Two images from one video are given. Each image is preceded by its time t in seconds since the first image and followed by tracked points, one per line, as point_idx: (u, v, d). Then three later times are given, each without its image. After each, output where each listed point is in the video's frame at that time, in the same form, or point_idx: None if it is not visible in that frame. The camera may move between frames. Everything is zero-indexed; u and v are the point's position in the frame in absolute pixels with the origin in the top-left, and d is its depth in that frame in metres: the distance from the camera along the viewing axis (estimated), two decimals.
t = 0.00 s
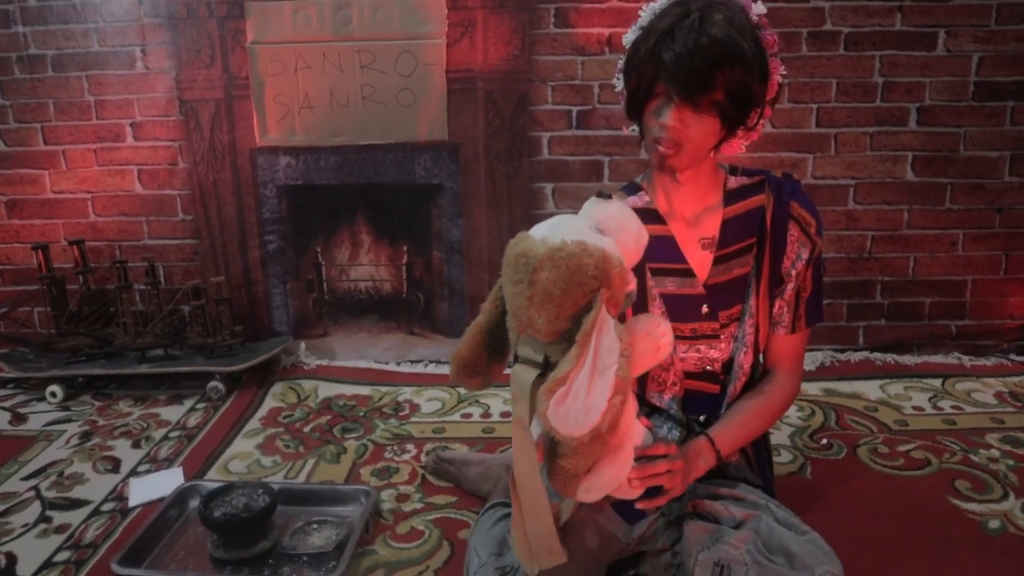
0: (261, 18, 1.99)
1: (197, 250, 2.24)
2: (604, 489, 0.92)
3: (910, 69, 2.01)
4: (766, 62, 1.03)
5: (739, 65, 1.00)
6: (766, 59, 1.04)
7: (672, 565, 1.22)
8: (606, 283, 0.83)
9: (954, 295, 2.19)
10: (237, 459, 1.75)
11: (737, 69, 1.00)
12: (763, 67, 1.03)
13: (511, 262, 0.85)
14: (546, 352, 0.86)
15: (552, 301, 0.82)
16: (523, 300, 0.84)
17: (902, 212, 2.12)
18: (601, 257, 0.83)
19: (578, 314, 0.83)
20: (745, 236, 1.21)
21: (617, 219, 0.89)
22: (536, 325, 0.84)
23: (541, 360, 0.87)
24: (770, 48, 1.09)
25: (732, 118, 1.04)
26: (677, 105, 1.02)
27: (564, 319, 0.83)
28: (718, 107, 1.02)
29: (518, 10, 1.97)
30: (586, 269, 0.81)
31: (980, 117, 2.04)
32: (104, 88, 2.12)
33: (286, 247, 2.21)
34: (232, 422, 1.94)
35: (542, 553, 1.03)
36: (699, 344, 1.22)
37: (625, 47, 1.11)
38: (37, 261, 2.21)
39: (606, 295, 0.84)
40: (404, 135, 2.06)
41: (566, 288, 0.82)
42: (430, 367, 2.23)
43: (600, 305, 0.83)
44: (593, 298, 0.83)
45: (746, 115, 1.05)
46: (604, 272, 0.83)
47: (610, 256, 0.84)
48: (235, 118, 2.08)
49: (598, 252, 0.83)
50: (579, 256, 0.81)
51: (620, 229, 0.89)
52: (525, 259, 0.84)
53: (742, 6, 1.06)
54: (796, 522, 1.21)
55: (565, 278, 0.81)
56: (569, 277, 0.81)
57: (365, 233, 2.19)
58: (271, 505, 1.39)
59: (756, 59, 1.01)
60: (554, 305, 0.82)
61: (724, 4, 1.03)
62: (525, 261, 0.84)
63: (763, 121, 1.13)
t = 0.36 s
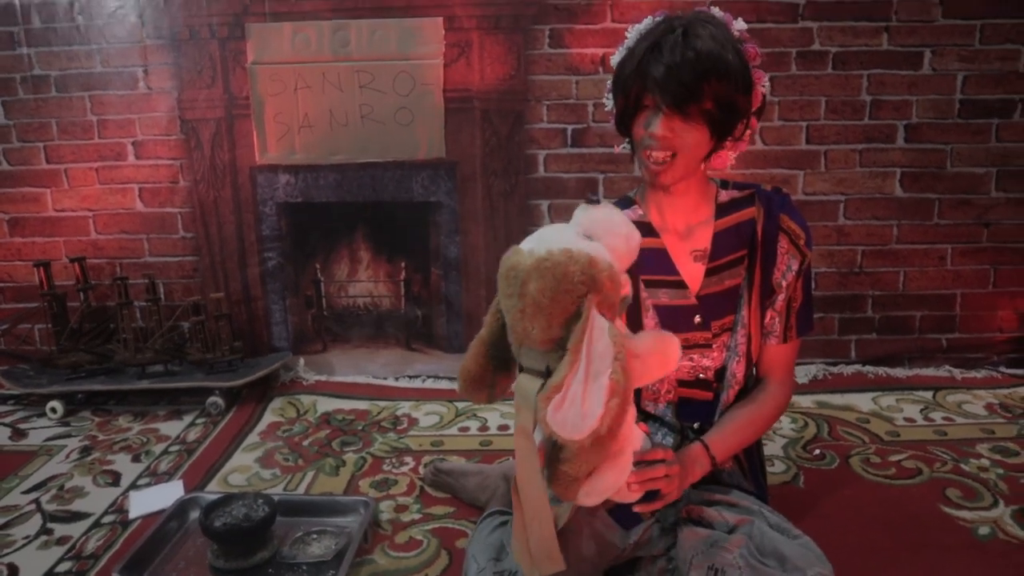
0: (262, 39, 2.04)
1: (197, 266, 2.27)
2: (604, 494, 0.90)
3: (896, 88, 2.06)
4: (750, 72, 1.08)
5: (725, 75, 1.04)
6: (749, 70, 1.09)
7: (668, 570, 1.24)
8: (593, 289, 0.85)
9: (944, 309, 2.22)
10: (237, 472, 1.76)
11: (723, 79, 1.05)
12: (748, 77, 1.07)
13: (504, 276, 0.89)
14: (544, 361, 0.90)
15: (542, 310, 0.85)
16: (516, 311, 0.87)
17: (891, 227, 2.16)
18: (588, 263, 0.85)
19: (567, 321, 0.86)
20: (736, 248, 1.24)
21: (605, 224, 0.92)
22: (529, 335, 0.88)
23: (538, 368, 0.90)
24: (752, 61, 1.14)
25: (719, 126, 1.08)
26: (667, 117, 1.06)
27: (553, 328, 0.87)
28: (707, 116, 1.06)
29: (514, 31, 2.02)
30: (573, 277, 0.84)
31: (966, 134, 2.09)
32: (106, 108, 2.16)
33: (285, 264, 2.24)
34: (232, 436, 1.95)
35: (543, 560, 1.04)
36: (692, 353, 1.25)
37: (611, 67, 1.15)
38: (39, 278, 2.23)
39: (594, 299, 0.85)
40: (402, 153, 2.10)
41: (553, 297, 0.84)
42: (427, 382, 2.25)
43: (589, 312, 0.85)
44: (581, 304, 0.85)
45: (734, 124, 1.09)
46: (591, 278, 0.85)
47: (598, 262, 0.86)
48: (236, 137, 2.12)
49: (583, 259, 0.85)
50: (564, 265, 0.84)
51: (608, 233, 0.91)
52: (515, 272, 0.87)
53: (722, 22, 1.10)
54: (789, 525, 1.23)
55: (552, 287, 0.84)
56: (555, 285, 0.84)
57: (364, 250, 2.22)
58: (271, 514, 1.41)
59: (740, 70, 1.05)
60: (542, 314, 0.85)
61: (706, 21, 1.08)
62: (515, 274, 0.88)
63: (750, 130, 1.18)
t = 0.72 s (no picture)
0: (268, 49, 2.10)
1: (204, 272, 2.31)
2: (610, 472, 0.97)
3: (890, 93, 2.10)
4: (733, 72, 1.12)
5: (710, 75, 1.08)
6: (733, 71, 1.13)
7: (666, 559, 1.27)
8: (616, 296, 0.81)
9: (940, 310, 2.25)
10: (243, 470, 1.79)
11: (707, 79, 1.09)
12: (731, 77, 1.11)
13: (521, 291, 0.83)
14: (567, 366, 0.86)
15: (567, 325, 0.82)
16: (538, 323, 0.83)
17: (886, 230, 2.19)
18: (604, 279, 0.80)
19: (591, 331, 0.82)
20: (729, 244, 1.27)
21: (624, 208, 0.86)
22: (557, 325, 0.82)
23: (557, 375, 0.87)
24: (737, 61, 1.19)
25: (706, 125, 1.12)
26: (655, 117, 1.09)
27: (579, 341, 0.83)
28: (694, 116, 1.10)
29: (514, 40, 2.07)
30: (592, 296, 0.80)
31: (958, 138, 2.13)
32: (116, 116, 2.21)
33: (290, 268, 2.27)
34: (237, 437, 1.98)
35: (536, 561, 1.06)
36: (687, 347, 1.29)
37: (601, 72, 1.19)
38: (49, 283, 2.28)
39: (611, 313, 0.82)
40: (404, 159, 2.14)
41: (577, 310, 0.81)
42: (430, 385, 2.28)
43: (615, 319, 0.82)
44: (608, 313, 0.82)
45: (720, 123, 1.13)
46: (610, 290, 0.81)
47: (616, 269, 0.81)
48: (242, 144, 2.17)
49: (598, 275, 0.80)
50: (582, 288, 0.79)
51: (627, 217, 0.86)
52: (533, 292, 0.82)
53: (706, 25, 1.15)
54: (783, 514, 1.26)
55: (573, 305, 0.80)
56: (577, 305, 0.80)
57: (368, 254, 2.25)
58: (277, 508, 1.44)
59: (724, 71, 1.10)
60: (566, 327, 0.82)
61: (690, 25, 1.12)
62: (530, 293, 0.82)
63: (736, 127, 1.21)
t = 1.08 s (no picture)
0: (273, 52, 2.14)
1: (208, 271, 2.35)
2: (607, 454, 1.05)
3: (881, 95, 2.15)
4: (735, 77, 1.16)
5: (712, 79, 1.13)
6: (735, 75, 1.17)
7: (663, 543, 1.30)
8: (633, 271, 0.95)
9: (931, 309, 2.29)
10: (248, 463, 1.83)
11: (710, 83, 1.13)
12: (733, 81, 1.15)
13: (556, 229, 0.95)
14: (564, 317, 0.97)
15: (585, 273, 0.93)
16: (559, 263, 0.94)
17: (878, 230, 2.24)
18: (627, 244, 0.94)
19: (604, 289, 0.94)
20: (723, 236, 1.32)
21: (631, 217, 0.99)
22: (565, 290, 0.94)
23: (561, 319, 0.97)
24: (738, 66, 1.23)
25: (706, 128, 1.17)
26: (657, 117, 1.14)
27: (594, 295, 0.94)
28: (695, 117, 1.14)
29: (514, 43, 2.12)
30: (616, 251, 0.92)
31: (948, 139, 2.18)
32: (122, 117, 2.25)
33: (294, 267, 2.31)
34: (242, 432, 2.02)
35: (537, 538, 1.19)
36: (682, 337, 1.33)
37: (609, 67, 1.23)
38: (56, 281, 2.31)
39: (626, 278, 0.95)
40: (406, 160, 2.18)
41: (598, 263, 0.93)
42: (431, 382, 2.32)
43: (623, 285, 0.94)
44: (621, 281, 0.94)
45: (719, 126, 1.18)
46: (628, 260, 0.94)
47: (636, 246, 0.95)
48: (247, 145, 2.21)
49: (624, 238, 0.94)
50: (613, 240, 0.92)
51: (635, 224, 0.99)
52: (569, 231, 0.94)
53: (713, 29, 1.19)
54: (777, 500, 1.29)
55: (600, 253, 0.92)
56: (609, 256, 0.92)
57: (370, 254, 2.28)
58: (283, 497, 1.48)
59: (726, 75, 1.14)
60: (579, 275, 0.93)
61: (697, 28, 1.16)
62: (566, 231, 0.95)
63: (734, 129, 1.25)
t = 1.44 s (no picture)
0: (281, 57, 2.18)
1: (215, 272, 2.38)
2: (607, 442, 1.10)
3: (877, 102, 2.19)
4: (736, 80, 1.20)
5: (713, 81, 1.17)
6: (735, 78, 1.22)
7: (663, 535, 1.33)
8: (623, 263, 0.99)
9: (927, 313, 2.33)
10: (255, 460, 1.86)
11: (711, 85, 1.17)
12: (733, 84, 1.20)
13: (545, 228, 0.99)
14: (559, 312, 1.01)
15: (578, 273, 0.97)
16: (550, 260, 0.98)
17: (875, 234, 2.28)
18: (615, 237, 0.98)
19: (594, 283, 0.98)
20: (721, 235, 1.36)
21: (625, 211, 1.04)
22: (558, 287, 0.98)
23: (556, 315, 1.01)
24: (738, 70, 1.27)
25: (706, 128, 1.21)
26: (660, 116, 1.18)
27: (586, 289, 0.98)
28: (696, 118, 1.19)
29: (518, 50, 2.16)
30: (605, 247, 0.97)
31: (944, 146, 2.22)
32: (132, 121, 2.29)
33: (300, 269, 2.35)
34: (248, 430, 2.05)
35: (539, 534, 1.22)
36: (681, 332, 1.37)
37: (614, 69, 1.28)
38: (65, 282, 2.35)
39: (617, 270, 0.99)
40: (411, 164, 2.22)
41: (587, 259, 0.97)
42: (435, 383, 2.35)
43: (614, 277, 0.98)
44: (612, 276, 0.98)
45: (719, 127, 1.22)
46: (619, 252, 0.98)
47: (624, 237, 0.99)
48: (255, 149, 2.25)
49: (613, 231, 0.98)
50: (603, 236, 0.97)
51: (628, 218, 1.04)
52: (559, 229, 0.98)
53: (713, 34, 1.23)
54: (774, 492, 1.33)
55: (589, 249, 0.96)
56: (598, 250, 0.96)
57: (375, 256, 2.32)
58: (290, 490, 1.51)
59: (727, 78, 1.18)
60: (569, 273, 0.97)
61: (698, 32, 1.20)
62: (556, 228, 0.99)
63: (733, 131, 1.30)
